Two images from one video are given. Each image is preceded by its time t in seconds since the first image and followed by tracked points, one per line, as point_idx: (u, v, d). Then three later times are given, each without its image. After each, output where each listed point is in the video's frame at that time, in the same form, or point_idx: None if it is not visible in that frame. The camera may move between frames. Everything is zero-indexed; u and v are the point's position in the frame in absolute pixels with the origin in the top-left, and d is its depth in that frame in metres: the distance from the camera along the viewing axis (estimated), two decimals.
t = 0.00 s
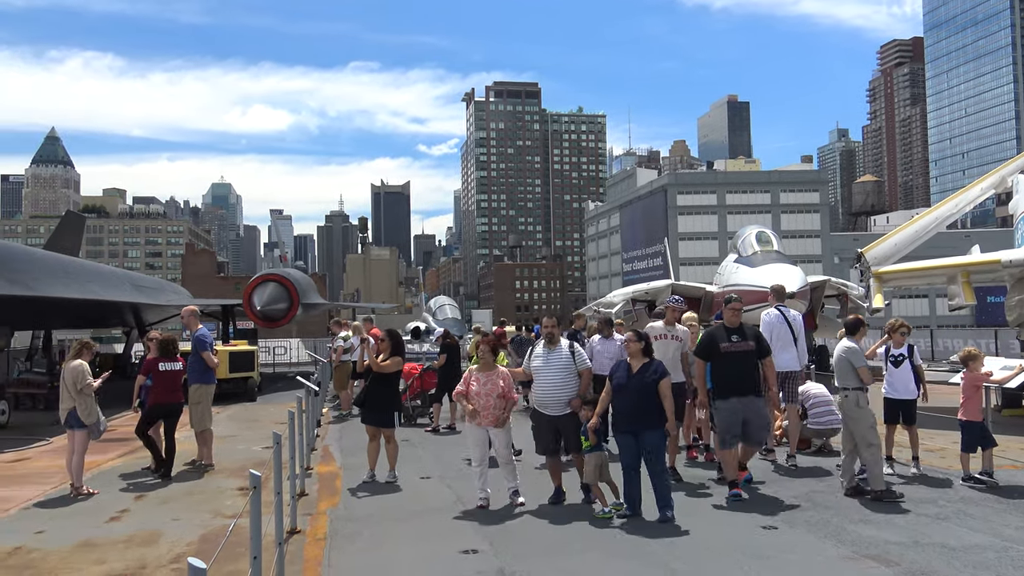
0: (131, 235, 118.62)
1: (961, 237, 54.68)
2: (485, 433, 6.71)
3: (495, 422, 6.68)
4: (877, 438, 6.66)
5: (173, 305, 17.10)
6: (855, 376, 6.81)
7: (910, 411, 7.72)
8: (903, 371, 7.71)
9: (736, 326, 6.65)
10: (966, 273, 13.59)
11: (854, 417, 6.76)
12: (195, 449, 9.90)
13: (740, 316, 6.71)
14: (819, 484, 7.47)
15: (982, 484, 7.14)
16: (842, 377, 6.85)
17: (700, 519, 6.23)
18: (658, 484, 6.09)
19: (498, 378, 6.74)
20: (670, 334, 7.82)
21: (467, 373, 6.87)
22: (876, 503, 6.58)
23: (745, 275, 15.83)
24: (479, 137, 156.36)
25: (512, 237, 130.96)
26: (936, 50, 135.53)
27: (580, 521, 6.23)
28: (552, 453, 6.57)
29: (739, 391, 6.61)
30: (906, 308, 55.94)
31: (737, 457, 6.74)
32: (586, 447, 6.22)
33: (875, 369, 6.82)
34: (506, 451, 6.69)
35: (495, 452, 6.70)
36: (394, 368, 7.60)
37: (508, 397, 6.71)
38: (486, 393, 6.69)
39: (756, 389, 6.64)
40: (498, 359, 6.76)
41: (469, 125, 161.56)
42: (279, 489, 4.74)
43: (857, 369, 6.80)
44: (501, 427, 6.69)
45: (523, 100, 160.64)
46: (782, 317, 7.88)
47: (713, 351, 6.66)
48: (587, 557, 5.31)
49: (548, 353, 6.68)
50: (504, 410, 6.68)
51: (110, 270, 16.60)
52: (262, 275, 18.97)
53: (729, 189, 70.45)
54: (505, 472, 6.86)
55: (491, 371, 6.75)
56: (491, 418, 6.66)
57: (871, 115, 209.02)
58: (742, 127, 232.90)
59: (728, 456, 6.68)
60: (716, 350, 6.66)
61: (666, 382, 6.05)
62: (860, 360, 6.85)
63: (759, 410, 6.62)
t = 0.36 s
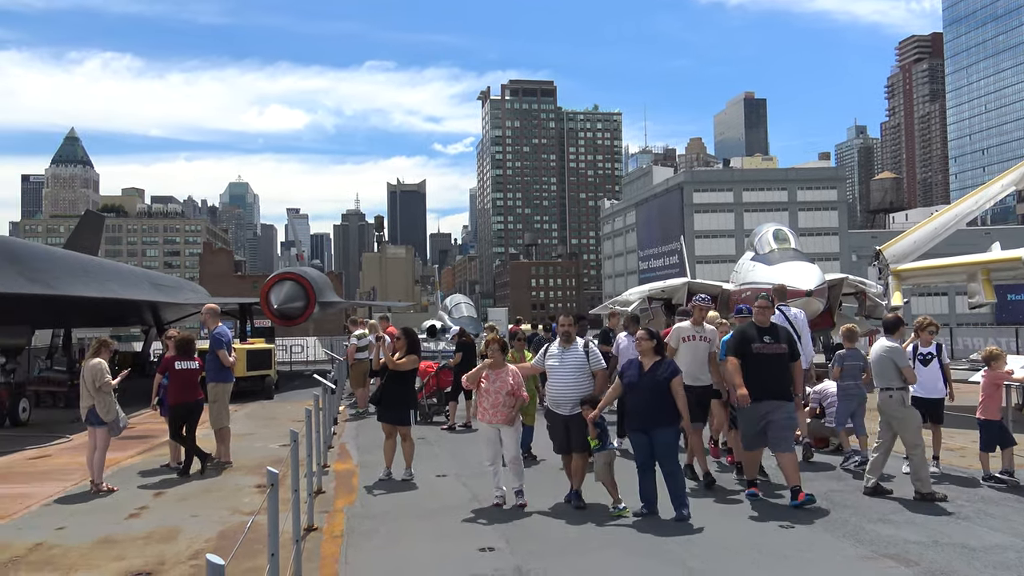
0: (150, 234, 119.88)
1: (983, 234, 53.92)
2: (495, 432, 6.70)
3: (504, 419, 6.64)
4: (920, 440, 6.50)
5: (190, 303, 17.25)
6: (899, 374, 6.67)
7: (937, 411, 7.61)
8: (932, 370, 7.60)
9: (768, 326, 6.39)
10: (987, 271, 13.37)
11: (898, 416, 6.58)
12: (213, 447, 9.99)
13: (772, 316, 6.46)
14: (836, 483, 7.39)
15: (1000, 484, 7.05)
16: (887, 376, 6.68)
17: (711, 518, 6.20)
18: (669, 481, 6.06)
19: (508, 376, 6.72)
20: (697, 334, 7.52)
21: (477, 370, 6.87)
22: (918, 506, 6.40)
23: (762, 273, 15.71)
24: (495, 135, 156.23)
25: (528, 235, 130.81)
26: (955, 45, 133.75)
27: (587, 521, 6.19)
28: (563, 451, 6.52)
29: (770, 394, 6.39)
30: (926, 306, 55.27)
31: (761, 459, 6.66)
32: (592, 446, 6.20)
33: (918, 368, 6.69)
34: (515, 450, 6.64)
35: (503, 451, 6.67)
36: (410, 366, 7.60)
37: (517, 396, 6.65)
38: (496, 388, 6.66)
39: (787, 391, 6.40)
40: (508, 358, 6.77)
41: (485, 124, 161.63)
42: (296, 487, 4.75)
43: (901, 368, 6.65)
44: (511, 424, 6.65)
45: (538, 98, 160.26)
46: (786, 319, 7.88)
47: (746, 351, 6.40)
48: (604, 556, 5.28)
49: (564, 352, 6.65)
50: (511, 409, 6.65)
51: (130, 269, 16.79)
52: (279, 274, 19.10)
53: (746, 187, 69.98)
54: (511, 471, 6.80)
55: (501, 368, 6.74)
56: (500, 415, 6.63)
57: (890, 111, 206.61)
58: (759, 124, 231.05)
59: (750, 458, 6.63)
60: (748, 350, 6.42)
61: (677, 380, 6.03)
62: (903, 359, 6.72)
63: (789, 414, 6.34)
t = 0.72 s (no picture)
0: (169, 233, 121.08)
1: (1005, 232, 53.19)
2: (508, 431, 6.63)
3: (520, 420, 6.57)
4: (955, 441, 6.36)
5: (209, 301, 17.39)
6: (943, 372, 6.45)
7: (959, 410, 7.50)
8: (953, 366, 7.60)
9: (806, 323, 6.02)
10: (1009, 268, 13.12)
11: (940, 418, 6.40)
12: (234, 445, 10.09)
13: (810, 311, 6.07)
14: (855, 483, 7.32)
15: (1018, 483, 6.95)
16: (930, 374, 6.49)
17: (728, 517, 6.14)
18: (684, 481, 6.01)
19: (523, 375, 6.68)
20: (725, 330, 7.02)
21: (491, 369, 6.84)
22: (958, 508, 6.25)
23: (781, 272, 15.60)
24: (512, 134, 156.29)
25: (545, 234, 130.77)
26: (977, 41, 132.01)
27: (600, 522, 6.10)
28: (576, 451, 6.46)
29: (809, 393, 5.98)
30: (948, 305, 54.60)
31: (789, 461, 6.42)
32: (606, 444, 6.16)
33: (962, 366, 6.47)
34: (524, 452, 6.50)
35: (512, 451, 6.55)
36: (427, 364, 7.62)
37: (530, 394, 6.61)
38: (511, 386, 6.63)
39: (823, 393, 6.00)
40: (523, 356, 6.73)
41: (501, 123, 161.74)
42: (314, 483, 4.78)
43: (946, 366, 6.43)
44: (524, 425, 6.57)
45: (555, 96, 160.20)
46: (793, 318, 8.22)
47: (781, 349, 6.03)
48: (619, 555, 5.25)
49: (584, 348, 6.49)
50: (525, 410, 6.58)
51: (150, 269, 16.99)
52: (297, 272, 19.20)
53: (764, 184, 69.56)
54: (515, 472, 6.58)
55: (517, 366, 6.70)
56: (514, 417, 6.57)
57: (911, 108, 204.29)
58: (777, 121, 229.25)
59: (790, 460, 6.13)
60: (783, 348, 6.04)
61: (694, 379, 5.97)
62: (948, 356, 6.47)
63: (826, 415, 5.99)
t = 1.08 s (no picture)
0: (189, 233, 122.46)
1: None
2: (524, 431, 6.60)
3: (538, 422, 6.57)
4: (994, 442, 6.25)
5: (229, 301, 17.55)
6: (985, 373, 6.37)
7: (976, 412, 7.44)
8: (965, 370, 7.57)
9: (835, 325, 5.69)
10: None
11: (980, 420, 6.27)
12: (253, 444, 10.17)
13: (838, 314, 5.75)
14: (876, 483, 7.23)
15: None
16: (973, 374, 6.39)
17: (750, 517, 6.09)
18: (706, 481, 5.97)
19: (544, 376, 6.65)
20: (754, 333, 6.59)
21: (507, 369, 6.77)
22: (996, 508, 6.16)
23: (800, 270, 15.44)
24: (530, 133, 156.03)
25: (562, 233, 130.52)
26: (1002, 36, 129.81)
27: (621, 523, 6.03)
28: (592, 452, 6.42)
29: (840, 399, 5.63)
30: (971, 304, 53.78)
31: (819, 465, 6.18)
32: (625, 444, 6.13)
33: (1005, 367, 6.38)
34: (541, 452, 6.49)
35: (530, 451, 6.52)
36: (445, 363, 7.62)
37: (548, 394, 6.60)
38: (529, 387, 6.61)
39: (856, 401, 5.64)
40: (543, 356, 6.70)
41: (519, 122, 161.68)
42: (334, 482, 4.80)
43: (990, 367, 6.35)
44: (541, 425, 6.55)
45: (573, 94, 159.71)
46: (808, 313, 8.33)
47: (806, 354, 5.72)
48: (637, 554, 5.23)
49: (598, 349, 6.47)
50: (542, 410, 6.56)
51: (171, 268, 17.18)
52: (316, 272, 19.32)
53: (784, 183, 68.95)
54: (532, 473, 6.54)
55: (536, 367, 6.66)
56: (533, 417, 6.56)
57: (934, 104, 201.33)
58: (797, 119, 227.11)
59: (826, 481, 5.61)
60: (809, 351, 5.73)
61: (716, 379, 5.95)
62: (991, 357, 6.39)
63: (857, 421, 5.66)
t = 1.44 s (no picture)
0: (210, 233, 123.91)
1: None
2: (536, 433, 6.44)
3: (556, 423, 6.46)
4: None
5: (249, 301, 17.69)
6: None
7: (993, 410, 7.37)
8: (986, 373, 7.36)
9: (866, 321, 5.48)
10: None
11: None
12: (274, 443, 10.25)
13: (872, 310, 5.51)
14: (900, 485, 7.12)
15: None
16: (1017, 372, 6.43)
17: (773, 518, 6.06)
18: (729, 482, 5.94)
19: (558, 377, 6.52)
20: (789, 329, 6.36)
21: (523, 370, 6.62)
22: None
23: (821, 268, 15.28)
24: (548, 132, 155.88)
25: (580, 233, 130.27)
26: None
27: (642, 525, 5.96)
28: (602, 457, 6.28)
29: (874, 400, 5.41)
30: (996, 303, 52.93)
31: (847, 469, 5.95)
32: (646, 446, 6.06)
33: None
34: (558, 456, 6.41)
35: (546, 451, 6.43)
36: (464, 363, 7.63)
37: (563, 394, 6.48)
38: (544, 389, 6.48)
39: (891, 401, 5.40)
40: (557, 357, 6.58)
41: (538, 121, 161.55)
42: (354, 481, 4.83)
43: None
44: (557, 427, 6.44)
45: (591, 93, 159.19)
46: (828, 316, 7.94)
47: (839, 351, 5.50)
48: (655, 554, 5.21)
49: (605, 349, 6.36)
50: (560, 411, 6.46)
51: (192, 269, 17.39)
52: (335, 272, 19.44)
53: (804, 181, 68.31)
54: (548, 475, 6.48)
55: (550, 367, 6.53)
56: (550, 419, 6.44)
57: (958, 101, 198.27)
58: (818, 116, 224.83)
59: (852, 484, 5.52)
60: (841, 351, 5.51)
61: (743, 379, 5.90)
62: None
63: (897, 422, 5.34)
